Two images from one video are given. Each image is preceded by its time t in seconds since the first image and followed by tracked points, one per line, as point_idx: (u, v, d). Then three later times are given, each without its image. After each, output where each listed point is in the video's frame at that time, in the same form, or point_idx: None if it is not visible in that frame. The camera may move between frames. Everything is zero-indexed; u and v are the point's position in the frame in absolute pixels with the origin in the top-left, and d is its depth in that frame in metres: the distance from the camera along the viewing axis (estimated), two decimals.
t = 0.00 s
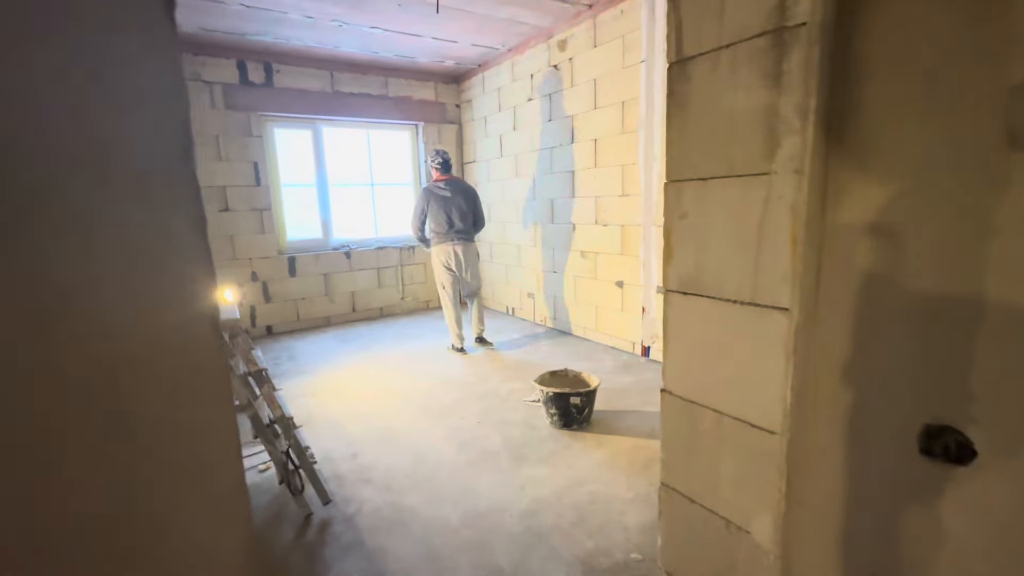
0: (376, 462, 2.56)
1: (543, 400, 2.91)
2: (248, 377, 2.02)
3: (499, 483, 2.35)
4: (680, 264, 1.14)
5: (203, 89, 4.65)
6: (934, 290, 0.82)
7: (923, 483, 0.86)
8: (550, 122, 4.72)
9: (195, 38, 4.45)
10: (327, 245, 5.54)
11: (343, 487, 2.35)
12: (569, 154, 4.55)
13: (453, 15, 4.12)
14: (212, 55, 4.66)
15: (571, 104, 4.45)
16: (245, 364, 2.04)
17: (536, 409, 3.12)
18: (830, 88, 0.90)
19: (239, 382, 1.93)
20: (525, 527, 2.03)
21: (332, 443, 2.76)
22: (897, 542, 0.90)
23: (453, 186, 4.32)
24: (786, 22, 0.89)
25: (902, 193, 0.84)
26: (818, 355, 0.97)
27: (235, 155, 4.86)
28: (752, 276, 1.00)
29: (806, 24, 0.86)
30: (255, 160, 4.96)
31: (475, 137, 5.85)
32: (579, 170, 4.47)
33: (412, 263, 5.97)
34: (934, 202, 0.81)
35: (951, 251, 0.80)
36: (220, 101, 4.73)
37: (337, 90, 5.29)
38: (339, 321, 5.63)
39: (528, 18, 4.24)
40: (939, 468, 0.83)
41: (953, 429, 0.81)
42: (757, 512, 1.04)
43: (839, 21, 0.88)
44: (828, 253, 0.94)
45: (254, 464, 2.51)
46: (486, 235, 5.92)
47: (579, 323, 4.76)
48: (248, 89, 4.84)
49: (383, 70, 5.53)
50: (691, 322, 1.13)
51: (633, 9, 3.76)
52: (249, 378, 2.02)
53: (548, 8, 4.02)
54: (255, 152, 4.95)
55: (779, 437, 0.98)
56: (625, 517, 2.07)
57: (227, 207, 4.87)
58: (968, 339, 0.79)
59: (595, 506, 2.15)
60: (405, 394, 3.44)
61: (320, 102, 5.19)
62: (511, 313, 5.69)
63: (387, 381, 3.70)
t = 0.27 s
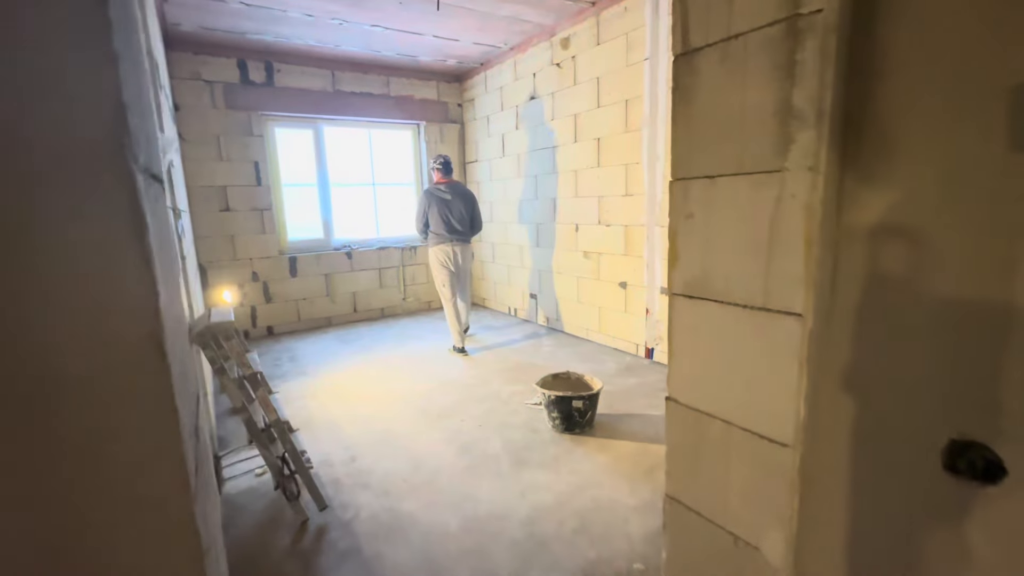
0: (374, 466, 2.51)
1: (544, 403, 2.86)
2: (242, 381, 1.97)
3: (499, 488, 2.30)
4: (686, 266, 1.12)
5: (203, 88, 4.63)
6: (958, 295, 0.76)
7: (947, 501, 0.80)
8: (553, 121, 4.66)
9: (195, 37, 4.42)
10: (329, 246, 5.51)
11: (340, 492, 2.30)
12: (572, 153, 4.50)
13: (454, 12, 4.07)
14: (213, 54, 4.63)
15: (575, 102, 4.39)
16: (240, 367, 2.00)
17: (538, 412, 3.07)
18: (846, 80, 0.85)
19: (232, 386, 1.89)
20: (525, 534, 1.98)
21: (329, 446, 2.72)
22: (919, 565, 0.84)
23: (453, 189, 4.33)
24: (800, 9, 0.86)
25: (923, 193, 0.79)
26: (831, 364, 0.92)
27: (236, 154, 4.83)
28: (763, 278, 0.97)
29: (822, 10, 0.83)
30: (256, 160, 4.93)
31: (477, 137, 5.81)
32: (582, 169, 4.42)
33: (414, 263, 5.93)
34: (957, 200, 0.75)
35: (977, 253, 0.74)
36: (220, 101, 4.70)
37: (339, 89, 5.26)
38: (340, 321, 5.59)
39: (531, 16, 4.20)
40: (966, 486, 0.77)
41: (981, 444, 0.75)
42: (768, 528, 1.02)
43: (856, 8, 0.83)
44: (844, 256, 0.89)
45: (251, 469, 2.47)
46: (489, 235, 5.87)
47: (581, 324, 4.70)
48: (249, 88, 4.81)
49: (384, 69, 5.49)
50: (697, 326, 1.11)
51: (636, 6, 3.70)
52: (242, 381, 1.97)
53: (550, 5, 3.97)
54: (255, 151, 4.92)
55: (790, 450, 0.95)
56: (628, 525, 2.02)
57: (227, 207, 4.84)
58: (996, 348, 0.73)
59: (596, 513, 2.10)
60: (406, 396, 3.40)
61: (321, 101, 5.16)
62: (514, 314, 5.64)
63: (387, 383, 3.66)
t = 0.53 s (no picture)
0: (380, 476, 2.48)
1: (554, 412, 2.80)
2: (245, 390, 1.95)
3: (506, 500, 2.25)
4: (702, 279, 1.11)
5: (216, 94, 4.66)
6: (1000, 318, 0.70)
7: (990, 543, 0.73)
8: (564, 124, 4.61)
9: (208, 43, 4.45)
10: (339, 250, 5.51)
11: (345, 503, 2.26)
12: (583, 156, 4.44)
13: (465, 16, 4.05)
14: (225, 60, 4.67)
15: (586, 105, 4.33)
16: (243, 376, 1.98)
17: (547, 421, 3.01)
18: (876, 81, 0.79)
19: (236, 395, 1.87)
20: (532, 550, 1.93)
21: (335, 455, 2.69)
22: None
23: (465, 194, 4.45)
24: (826, 4, 0.82)
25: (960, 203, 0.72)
26: (860, 385, 0.87)
27: (248, 159, 4.86)
28: (786, 294, 0.95)
29: (849, 6, 0.79)
30: (267, 164, 4.95)
31: (488, 141, 5.78)
32: (593, 173, 4.36)
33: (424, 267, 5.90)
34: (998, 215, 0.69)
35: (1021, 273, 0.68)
36: (232, 106, 4.73)
37: (349, 93, 5.26)
38: (350, 326, 5.59)
39: (541, 18, 4.15)
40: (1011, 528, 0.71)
41: None
42: (787, 562, 1.00)
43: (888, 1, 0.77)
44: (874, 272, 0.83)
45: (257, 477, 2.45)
46: (500, 239, 5.83)
47: (593, 330, 4.63)
48: (261, 93, 4.83)
49: (395, 73, 5.49)
50: (715, 344, 1.09)
51: (648, 7, 3.63)
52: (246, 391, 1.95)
53: (561, 7, 3.93)
54: (267, 156, 4.94)
55: (815, 481, 0.94)
56: (640, 542, 1.95)
57: (239, 212, 4.86)
58: None
59: (607, 529, 2.03)
60: (414, 403, 3.36)
61: (332, 106, 5.17)
62: (524, 319, 5.58)
63: (395, 389, 3.63)
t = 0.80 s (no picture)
0: (376, 482, 2.43)
1: (553, 418, 2.74)
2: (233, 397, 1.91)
3: (502, 509, 2.19)
4: (700, 287, 1.06)
5: (217, 94, 4.64)
6: None
7: None
8: (567, 125, 4.55)
9: (209, 43, 4.44)
10: (341, 251, 5.48)
11: (339, 510, 2.22)
12: (586, 157, 4.38)
13: (466, 15, 4.00)
14: (227, 60, 4.65)
15: (589, 105, 4.27)
16: (233, 382, 1.95)
17: (547, 427, 2.96)
18: (890, 78, 0.74)
19: (224, 402, 1.83)
20: (528, 562, 1.87)
21: (331, 460, 2.65)
22: None
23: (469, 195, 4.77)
24: None
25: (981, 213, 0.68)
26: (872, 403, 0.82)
27: (249, 160, 4.84)
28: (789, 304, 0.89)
29: None
30: (268, 165, 4.93)
31: (490, 141, 5.73)
32: (596, 174, 4.29)
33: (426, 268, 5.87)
34: None
35: None
36: (234, 107, 4.71)
37: (351, 94, 5.23)
38: (352, 327, 5.56)
39: (544, 17, 4.10)
40: None
41: None
42: None
43: None
44: (887, 283, 0.79)
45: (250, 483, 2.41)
46: (502, 240, 5.77)
47: (595, 333, 4.57)
48: (262, 94, 4.81)
49: (398, 73, 5.45)
50: (713, 355, 1.04)
51: (652, 5, 3.57)
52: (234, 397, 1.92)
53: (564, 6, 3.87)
54: (268, 157, 4.92)
55: (820, 505, 0.88)
56: (639, 555, 1.89)
57: (240, 213, 4.84)
58: None
59: (605, 540, 1.97)
60: (412, 407, 3.32)
61: (334, 106, 5.14)
62: (527, 320, 5.53)
63: (394, 392, 3.58)
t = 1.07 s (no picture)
0: (374, 486, 2.39)
1: (555, 422, 2.69)
2: (227, 399, 1.88)
3: (502, 516, 2.14)
4: (703, 293, 1.00)
5: (222, 93, 4.64)
6: None
7: None
8: (573, 124, 4.49)
9: (214, 42, 4.43)
10: (344, 251, 5.46)
11: (335, 515, 2.18)
12: (591, 157, 4.32)
13: (470, 13, 3.96)
14: (232, 59, 4.64)
15: (595, 104, 4.21)
16: (226, 385, 1.91)
17: (549, 431, 2.90)
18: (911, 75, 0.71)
19: (217, 404, 1.79)
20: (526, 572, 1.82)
21: (328, 463, 2.61)
22: None
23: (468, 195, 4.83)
24: None
25: (1005, 221, 0.65)
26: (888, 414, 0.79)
27: (253, 159, 4.83)
28: (797, 312, 0.83)
29: None
30: (273, 164, 4.92)
31: (495, 140, 5.69)
32: (602, 174, 4.23)
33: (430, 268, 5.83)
34: None
35: None
36: (238, 106, 4.71)
37: (356, 93, 5.21)
38: (355, 327, 5.53)
39: (549, 15, 4.05)
40: None
41: None
42: None
43: None
44: (905, 290, 0.76)
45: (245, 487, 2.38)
46: (507, 241, 5.73)
47: (600, 335, 4.51)
48: (267, 93, 4.80)
49: (402, 72, 5.42)
50: (715, 365, 0.98)
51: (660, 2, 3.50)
52: (227, 399, 1.88)
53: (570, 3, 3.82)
54: (273, 156, 4.90)
55: (831, 528, 0.83)
56: (641, 566, 1.83)
57: (244, 212, 4.83)
58: None
59: (606, 551, 1.92)
60: (413, 409, 3.28)
61: (338, 106, 5.11)
62: (531, 322, 5.47)
63: (395, 394, 3.54)
